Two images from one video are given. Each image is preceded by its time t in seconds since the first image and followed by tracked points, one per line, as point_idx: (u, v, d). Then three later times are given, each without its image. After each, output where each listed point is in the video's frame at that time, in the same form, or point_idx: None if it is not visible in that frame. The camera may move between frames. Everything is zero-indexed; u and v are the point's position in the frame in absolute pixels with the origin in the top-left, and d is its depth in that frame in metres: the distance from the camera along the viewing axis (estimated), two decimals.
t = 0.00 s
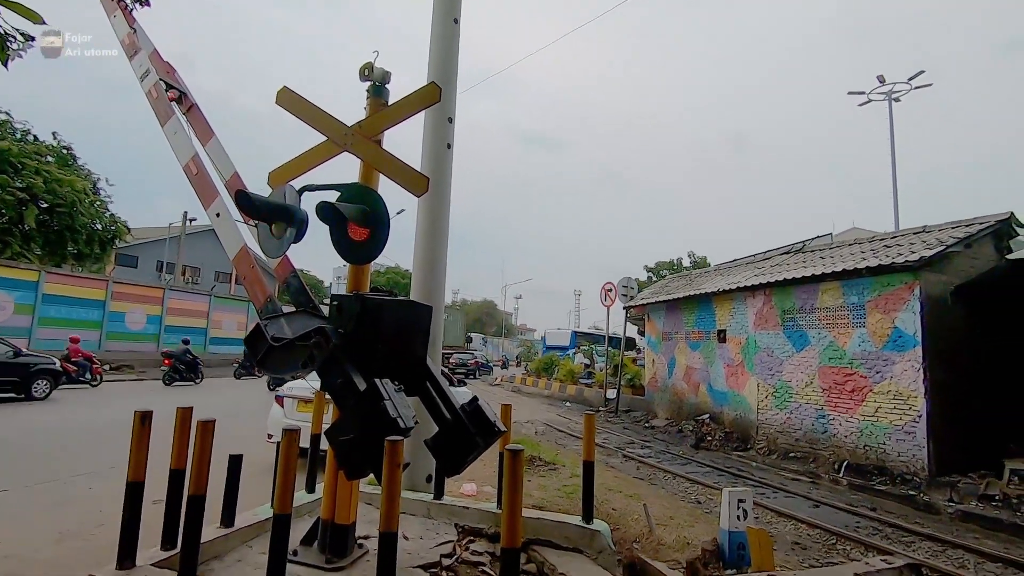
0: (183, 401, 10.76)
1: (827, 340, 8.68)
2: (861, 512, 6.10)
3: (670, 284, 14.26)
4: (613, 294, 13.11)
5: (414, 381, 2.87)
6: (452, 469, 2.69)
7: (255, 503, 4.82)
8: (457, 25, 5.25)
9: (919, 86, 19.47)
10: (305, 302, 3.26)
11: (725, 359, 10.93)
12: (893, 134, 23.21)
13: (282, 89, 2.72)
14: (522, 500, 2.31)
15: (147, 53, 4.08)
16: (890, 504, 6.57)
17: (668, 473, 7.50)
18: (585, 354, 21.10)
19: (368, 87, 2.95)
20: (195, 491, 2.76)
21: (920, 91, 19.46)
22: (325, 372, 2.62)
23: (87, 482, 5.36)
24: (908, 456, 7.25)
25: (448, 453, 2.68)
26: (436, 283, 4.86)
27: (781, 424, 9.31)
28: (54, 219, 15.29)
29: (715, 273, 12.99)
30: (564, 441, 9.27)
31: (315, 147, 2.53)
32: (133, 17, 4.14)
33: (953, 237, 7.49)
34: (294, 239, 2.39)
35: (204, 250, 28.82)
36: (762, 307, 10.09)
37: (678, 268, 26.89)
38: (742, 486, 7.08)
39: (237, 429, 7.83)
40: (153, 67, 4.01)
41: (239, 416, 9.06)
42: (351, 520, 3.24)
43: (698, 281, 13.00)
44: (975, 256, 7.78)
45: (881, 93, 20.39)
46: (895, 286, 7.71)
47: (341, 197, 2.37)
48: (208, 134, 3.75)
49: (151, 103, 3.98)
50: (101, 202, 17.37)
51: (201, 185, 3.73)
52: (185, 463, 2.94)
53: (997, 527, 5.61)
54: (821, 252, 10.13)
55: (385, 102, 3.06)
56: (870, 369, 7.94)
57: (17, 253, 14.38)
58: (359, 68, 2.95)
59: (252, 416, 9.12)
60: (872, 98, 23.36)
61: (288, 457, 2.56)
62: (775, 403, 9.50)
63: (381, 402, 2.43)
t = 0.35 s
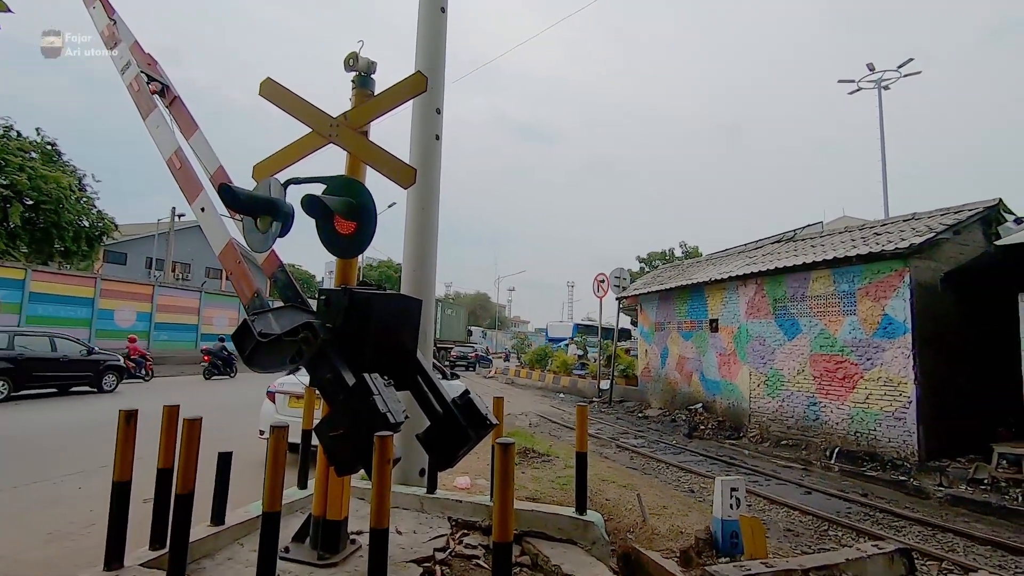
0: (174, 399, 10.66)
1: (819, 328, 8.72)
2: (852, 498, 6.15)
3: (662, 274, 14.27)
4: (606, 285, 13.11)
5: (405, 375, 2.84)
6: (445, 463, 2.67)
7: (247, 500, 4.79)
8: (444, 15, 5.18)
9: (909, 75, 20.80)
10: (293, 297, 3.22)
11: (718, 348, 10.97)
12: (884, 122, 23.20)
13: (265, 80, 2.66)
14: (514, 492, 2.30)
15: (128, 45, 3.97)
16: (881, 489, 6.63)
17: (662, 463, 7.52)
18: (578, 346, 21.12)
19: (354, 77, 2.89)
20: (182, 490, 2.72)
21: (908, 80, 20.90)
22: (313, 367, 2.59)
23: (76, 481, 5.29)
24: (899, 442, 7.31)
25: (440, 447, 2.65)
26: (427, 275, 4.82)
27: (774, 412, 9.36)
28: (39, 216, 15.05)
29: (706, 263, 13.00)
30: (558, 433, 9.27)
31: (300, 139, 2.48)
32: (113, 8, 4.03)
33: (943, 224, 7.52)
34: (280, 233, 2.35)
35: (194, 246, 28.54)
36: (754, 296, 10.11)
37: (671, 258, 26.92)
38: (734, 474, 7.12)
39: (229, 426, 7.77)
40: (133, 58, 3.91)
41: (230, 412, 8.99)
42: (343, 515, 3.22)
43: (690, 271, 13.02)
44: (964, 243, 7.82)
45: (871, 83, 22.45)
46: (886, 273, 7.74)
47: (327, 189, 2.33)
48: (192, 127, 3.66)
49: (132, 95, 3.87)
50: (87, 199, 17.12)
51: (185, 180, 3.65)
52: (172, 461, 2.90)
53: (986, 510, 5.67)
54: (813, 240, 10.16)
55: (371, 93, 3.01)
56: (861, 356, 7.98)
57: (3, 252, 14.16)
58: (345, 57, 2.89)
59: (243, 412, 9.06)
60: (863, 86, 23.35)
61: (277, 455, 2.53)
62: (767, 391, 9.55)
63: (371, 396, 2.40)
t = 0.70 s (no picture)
0: (169, 396, 10.63)
1: (812, 319, 8.78)
2: (846, 487, 6.22)
3: (657, 267, 14.33)
4: (601, 279, 13.13)
5: (402, 369, 2.84)
6: (443, 457, 2.67)
7: (244, 496, 4.79)
8: (438, 9, 5.15)
9: (902, 68, 21.58)
10: (289, 293, 3.21)
11: (713, 341, 11.03)
12: (876, 115, 23.36)
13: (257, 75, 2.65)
14: (513, 485, 2.31)
15: (118, 39, 3.93)
16: (875, 479, 6.70)
17: (658, 455, 7.56)
18: (574, 340, 21.17)
19: (347, 72, 2.88)
20: (181, 487, 2.71)
21: (902, 71, 22.35)
22: (310, 363, 2.59)
23: (72, 480, 5.28)
24: (892, 432, 7.39)
25: (438, 441, 2.66)
26: (422, 270, 4.81)
27: (769, 403, 9.43)
28: (30, 214, 14.92)
29: (701, 256, 13.05)
30: (555, 426, 9.30)
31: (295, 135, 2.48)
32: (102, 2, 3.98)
33: (935, 216, 7.58)
34: (275, 228, 2.35)
35: (187, 242, 28.38)
36: (748, 289, 10.17)
37: (666, 251, 27.03)
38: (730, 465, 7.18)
39: (225, 423, 7.75)
40: (124, 53, 3.87)
41: (225, 409, 8.96)
42: (342, 510, 3.23)
43: (684, 264, 13.06)
44: (956, 234, 7.88)
45: (863, 75, 22.65)
46: (879, 265, 7.79)
47: (322, 185, 2.32)
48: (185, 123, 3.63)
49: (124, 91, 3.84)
50: (78, 196, 16.98)
51: (179, 176, 3.62)
52: (170, 458, 2.89)
53: (978, 498, 5.74)
54: (806, 232, 10.21)
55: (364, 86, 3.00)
56: (855, 347, 8.04)
57: None
58: (338, 51, 2.88)
59: (238, 409, 9.03)
60: (854, 79, 23.51)
61: (275, 451, 2.53)
62: (761, 383, 9.62)
63: (369, 392, 2.42)
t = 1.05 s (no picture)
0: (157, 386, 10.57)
1: (800, 312, 8.84)
2: (829, 477, 6.30)
3: (647, 259, 14.37)
4: (592, 270, 13.14)
5: (388, 359, 2.83)
6: (428, 446, 2.68)
7: (228, 485, 4.78)
8: None
9: (895, 62, 20.99)
10: (275, 282, 3.18)
11: (702, 333, 11.09)
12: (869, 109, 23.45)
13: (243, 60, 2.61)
14: (496, 473, 2.32)
15: (101, 23, 3.86)
16: (858, 469, 6.79)
17: (645, 445, 7.62)
18: (565, 331, 21.24)
19: (334, 58, 2.85)
20: (163, 475, 2.70)
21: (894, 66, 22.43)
22: (294, 352, 2.57)
23: (56, 468, 5.25)
24: (876, 423, 7.48)
25: (423, 430, 2.66)
26: (410, 260, 4.79)
27: (756, 394, 9.51)
28: (14, 201, 14.69)
29: (692, 248, 13.10)
30: (544, 417, 9.33)
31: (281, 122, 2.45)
32: None
33: (921, 210, 7.64)
34: (260, 216, 2.33)
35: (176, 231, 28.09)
36: (737, 281, 10.22)
37: (659, 244, 27.10)
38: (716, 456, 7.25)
39: (212, 412, 7.72)
40: (106, 36, 3.80)
41: (213, 399, 8.92)
42: (327, 499, 3.24)
43: (675, 256, 13.11)
44: (942, 228, 7.95)
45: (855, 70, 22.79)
46: (866, 258, 7.85)
47: (307, 174, 2.31)
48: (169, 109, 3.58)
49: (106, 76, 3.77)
50: (63, 183, 16.74)
51: (163, 163, 3.56)
52: (153, 445, 2.88)
53: (957, 488, 5.84)
54: (796, 225, 10.26)
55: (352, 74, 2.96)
56: (841, 339, 8.12)
57: None
58: (324, 37, 2.84)
59: (226, 398, 8.99)
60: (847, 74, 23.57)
61: (257, 440, 2.52)
62: (749, 374, 9.70)
63: (353, 380, 2.41)
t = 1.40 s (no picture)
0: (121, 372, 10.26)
1: (769, 292, 9.03)
2: (795, 451, 6.49)
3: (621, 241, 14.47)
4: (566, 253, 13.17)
5: (360, 338, 2.78)
6: (401, 425, 2.65)
7: (197, 470, 4.70)
8: None
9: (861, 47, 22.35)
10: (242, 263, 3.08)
11: (674, 313, 11.25)
12: (837, 94, 23.93)
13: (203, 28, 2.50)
14: (470, 448, 2.31)
15: None
16: (822, 443, 7.02)
17: (619, 424, 7.73)
18: (541, 314, 21.30)
19: (300, 28, 2.75)
20: (126, 458, 2.62)
21: (862, 51, 22.93)
22: (262, 330, 2.51)
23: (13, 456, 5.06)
24: (840, 399, 7.73)
25: (396, 408, 2.64)
26: (382, 239, 4.71)
27: (726, 373, 9.72)
28: None
29: (665, 231, 13.23)
30: (519, 398, 9.38)
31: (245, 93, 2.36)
32: None
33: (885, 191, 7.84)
34: (225, 191, 2.24)
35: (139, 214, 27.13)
36: (708, 262, 10.37)
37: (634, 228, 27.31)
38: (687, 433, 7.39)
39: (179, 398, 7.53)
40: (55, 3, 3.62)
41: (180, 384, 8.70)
42: (299, 480, 3.20)
43: (648, 238, 13.23)
44: (905, 209, 8.19)
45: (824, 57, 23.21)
46: (832, 239, 8.03)
47: (274, 147, 2.23)
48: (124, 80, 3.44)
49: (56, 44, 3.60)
50: (15, 162, 15.95)
51: (119, 136, 3.41)
52: (115, 428, 2.79)
53: (914, 458, 6.10)
54: (766, 207, 10.44)
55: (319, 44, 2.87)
56: (807, 319, 8.32)
57: None
58: (289, 6, 2.74)
59: (194, 384, 8.78)
60: (817, 60, 24.01)
61: (225, 420, 2.46)
62: (719, 353, 9.90)
63: (323, 357, 2.37)
